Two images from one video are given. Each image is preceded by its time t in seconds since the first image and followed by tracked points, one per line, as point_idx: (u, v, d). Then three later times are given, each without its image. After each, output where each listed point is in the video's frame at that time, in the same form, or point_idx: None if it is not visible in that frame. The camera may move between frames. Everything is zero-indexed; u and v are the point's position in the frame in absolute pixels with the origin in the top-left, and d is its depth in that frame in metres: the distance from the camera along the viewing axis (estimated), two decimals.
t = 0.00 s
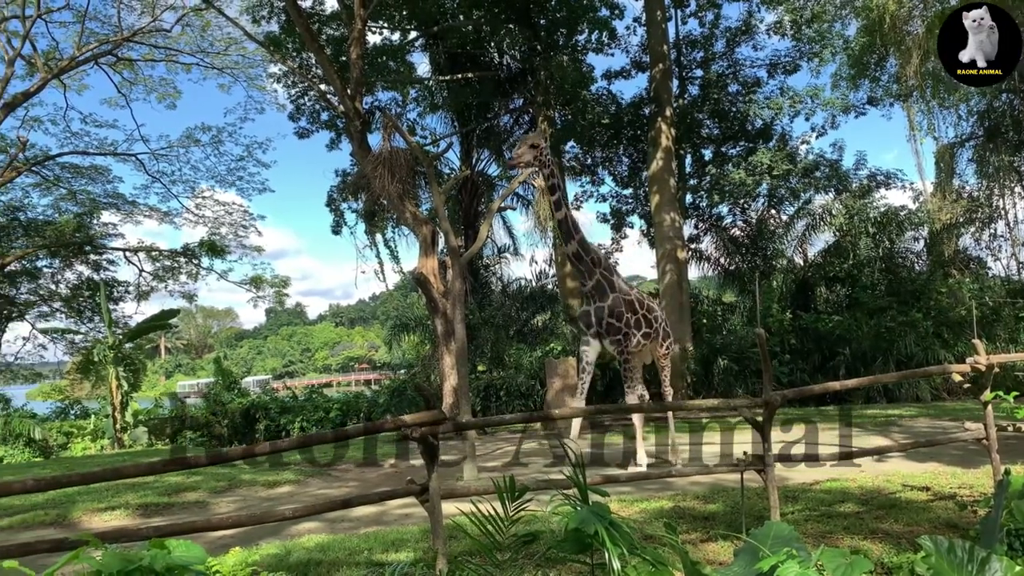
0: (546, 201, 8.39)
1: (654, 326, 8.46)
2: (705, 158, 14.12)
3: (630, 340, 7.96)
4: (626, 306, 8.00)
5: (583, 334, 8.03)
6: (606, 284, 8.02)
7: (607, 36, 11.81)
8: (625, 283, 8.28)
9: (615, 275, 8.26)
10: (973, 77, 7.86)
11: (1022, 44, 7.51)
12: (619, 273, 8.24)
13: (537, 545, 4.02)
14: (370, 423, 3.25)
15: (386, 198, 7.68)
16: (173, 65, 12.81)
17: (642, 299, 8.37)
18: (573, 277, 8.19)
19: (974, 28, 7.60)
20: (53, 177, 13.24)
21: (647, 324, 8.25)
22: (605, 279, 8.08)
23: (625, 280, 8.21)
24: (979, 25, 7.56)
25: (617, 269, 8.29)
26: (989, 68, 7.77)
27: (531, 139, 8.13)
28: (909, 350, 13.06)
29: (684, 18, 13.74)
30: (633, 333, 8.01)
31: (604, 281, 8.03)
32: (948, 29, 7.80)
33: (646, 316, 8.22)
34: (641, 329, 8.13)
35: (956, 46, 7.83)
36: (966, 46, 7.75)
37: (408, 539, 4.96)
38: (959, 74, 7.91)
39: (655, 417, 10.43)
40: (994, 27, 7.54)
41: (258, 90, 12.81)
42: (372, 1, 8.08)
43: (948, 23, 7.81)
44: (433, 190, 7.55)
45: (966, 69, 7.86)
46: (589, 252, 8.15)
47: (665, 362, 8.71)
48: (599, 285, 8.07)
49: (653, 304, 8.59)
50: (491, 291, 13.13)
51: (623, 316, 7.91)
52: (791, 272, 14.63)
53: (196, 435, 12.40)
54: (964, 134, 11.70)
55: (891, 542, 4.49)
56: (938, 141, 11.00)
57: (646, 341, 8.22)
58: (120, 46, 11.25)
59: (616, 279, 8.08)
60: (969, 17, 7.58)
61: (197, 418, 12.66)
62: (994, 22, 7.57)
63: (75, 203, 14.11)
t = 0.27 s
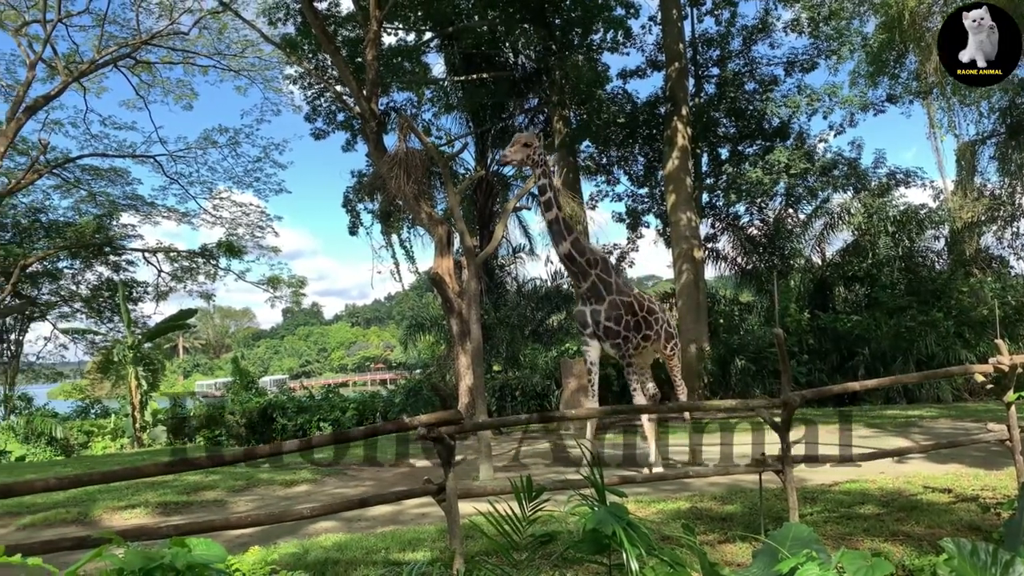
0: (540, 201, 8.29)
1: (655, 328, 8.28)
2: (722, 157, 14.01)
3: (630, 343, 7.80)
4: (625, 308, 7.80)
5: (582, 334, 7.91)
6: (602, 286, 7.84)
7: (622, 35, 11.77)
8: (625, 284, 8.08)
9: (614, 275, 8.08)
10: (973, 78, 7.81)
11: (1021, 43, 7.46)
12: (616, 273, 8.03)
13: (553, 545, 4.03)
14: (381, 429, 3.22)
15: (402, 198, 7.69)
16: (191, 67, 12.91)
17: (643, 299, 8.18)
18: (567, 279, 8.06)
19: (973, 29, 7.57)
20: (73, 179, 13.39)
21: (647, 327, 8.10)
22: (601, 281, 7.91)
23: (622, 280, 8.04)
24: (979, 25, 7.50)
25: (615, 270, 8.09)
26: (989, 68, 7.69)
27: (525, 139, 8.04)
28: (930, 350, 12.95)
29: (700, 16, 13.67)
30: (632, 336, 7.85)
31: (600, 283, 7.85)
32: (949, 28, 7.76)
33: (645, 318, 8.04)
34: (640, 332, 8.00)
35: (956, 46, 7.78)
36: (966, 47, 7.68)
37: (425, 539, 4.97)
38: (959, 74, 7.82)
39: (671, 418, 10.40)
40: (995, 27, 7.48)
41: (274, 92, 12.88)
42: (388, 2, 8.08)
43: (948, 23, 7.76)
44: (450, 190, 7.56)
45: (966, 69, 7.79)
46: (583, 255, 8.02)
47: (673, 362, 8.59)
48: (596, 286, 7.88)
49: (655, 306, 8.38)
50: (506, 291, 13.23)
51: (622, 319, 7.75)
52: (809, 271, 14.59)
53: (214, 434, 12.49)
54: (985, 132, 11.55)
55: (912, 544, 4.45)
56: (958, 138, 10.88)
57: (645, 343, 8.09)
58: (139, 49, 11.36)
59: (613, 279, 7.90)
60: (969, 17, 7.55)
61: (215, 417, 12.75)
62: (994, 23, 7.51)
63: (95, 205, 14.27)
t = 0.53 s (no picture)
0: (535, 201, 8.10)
1: (660, 325, 8.08)
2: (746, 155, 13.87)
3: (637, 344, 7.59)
4: (630, 308, 7.54)
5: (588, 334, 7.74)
6: (606, 285, 7.62)
7: (644, 33, 11.71)
8: (629, 282, 7.87)
9: (618, 273, 7.86)
10: (973, 79, 7.51)
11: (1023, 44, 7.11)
12: (619, 271, 7.80)
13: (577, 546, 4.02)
14: (382, 430, 3.22)
15: (424, 198, 7.72)
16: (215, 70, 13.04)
17: (649, 296, 7.95)
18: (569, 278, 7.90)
19: (973, 29, 7.28)
20: (101, 181, 13.60)
21: (654, 325, 7.94)
22: (604, 280, 7.68)
23: (625, 278, 7.77)
24: (978, 25, 7.22)
25: (618, 267, 7.85)
26: (989, 68, 7.39)
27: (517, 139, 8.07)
28: (960, 351, 12.91)
29: (724, 14, 13.56)
30: (637, 336, 7.61)
31: (602, 283, 7.63)
32: (948, 28, 7.49)
33: (651, 317, 7.88)
34: (646, 331, 7.87)
35: (956, 46, 7.49)
36: (965, 47, 7.39)
37: (449, 538, 4.98)
38: (959, 74, 7.54)
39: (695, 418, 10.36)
40: (995, 27, 7.19)
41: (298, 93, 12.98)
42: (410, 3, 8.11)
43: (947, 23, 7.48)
44: (472, 190, 7.57)
45: (966, 69, 7.50)
46: (583, 254, 7.83)
47: (680, 358, 8.48)
48: (599, 286, 7.70)
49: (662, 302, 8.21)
50: (528, 291, 12.94)
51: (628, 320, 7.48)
52: (835, 271, 14.36)
53: (239, 433, 12.61)
54: (1016, 128, 11.35)
55: (941, 547, 4.38)
56: (988, 135, 10.70)
57: (651, 342, 7.98)
58: (164, 53, 11.50)
59: (616, 278, 7.68)
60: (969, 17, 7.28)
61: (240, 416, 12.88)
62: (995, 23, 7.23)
63: (122, 207, 14.46)
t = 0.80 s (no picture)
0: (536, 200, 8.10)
1: (667, 325, 7.92)
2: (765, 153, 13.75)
3: (638, 342, 7.45)
4: (634, 307, 7.49)
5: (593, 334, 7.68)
6: (611, 283, 7.64)
7: (661, 31, 11.65)
8: (636, 280, 7.83)
9: (626, 272, 7.83)
10: (973, 79, 7.50)
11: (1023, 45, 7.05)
12: (624, 269, 7.76)
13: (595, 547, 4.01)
14: (384, 432, 3.23)
15: (441, 198, 7.76)
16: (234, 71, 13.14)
17: (656, 296, 7.82)
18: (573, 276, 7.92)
19: (973, 28, 7.18)
20: (122, 182, 13.76)
21: (660, 324, 7.74)
22: (609, 278, 7.69)
23: (631, 276, 7.72)
24: (978, 25, 7.13)
25: (625, 266, 7.82)
26: (989, 68, 7.35)
27: (511, 142, 7.80)
28: (983, 350, 12.80)
29: (743, 11, 13.47)
30: (641, 335, 7.51)
31: (606, 281, 7.65)
32: (947, 28, 7.38)
33: (657, 316, 7.68)
34: (651, 330, 7.68)
35: (956, 46, 7.42)
36: (965, 47, 7.32)
37: (466, 537, 4.99)
38: (959, 74, 7.54)
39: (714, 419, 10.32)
40: (995, 27, 7.11)
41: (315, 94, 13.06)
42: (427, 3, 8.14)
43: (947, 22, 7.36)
44: (489, 190, 7.59)
45: (966, 69, 7.47)
46: (587, 252, 7.83)
47: (681, 362, 8.18)
48: (604, 284, 7.69)
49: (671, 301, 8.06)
50: (544, 290, 12.88)
51: (633, 317, 7.46)
52: (855, 270, 14.09)
53: (258, 432, 12.69)
54: None
55: (964, 549, 4.33)
56: (1012, 132, 10.56)
57: (656, 342, 7.77)
58: (183, 54, 11.61)
59: (621, 276, 7.67)
60: (971, 17, 7.13)
61: (259, 416, 12.97)
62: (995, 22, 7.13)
63: (142, 208, 14.62)
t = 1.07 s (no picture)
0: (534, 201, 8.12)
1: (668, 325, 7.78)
2: (777, 152, 13.70)
3: (634, 340, 7.42)
4: (631, 307, 7.47)
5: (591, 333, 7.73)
6: (610, 281, 7.65)
7: (673, 30, 11.62)
8: (637, 280, 7.81)
9: (627, 271, 7.81)
10: (972, 79, 7.44)
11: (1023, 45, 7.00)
12: (624, 269, 7.75)
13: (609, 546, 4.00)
14: (382, 435, 3.24)
15: (453, 198, 7.80)
16: (246, 72, 13.20)
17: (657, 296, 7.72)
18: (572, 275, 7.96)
19: (973, 28, 7.13)
20: (135, 183, 13.84)
21: (660, 325, 7.61)
22: (608, 278, 7.72)
23: (631, 276, 7.72)
24: (978, 25, 7.09)
25: (626, 265, 7.81)
26: (989, 69, 7.30)
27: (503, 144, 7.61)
28: (998, 351, 12.70)
29: (755, 9, 13.41)
30: (638, 335, 7.48)
31: (605, 281, 7.67)
32: (947, 27, 7.34)
33: (657, 316, 7.57)
34: (652, 330, 7.56)
35: (956, 46, 7.37)
36: (965, 47, 7.27)
37: (479, 537, 4.99)
38: (959, 74, 7.48)
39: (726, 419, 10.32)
40: (996, 27, 7.06)
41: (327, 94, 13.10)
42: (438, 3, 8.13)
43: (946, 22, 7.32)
44: (500, 191, 7.59)
45: (966, 69, 7.41)
46: (587, 252, 7.83)
47: (680, 363, 8.02)
48: (603, 284, 7.70)
49: (672, 302, 7.96)
50: (557, 290, 12.79)
51: (631, 317, 7.45)
52: (869, 270, 14.10)
53: (271, 432, 12.74)
54: None
55: (980, 550, 4.29)
56: None
57: (656, 342, 7.63)
58: (196, 55, 11.67)
59: (621, 275, 7.68)
60: (970, 16, 7.09)
61: (271, 415, 13.03)
62: (995, 22, 7.08)
63: (155, 208, 14.70)
